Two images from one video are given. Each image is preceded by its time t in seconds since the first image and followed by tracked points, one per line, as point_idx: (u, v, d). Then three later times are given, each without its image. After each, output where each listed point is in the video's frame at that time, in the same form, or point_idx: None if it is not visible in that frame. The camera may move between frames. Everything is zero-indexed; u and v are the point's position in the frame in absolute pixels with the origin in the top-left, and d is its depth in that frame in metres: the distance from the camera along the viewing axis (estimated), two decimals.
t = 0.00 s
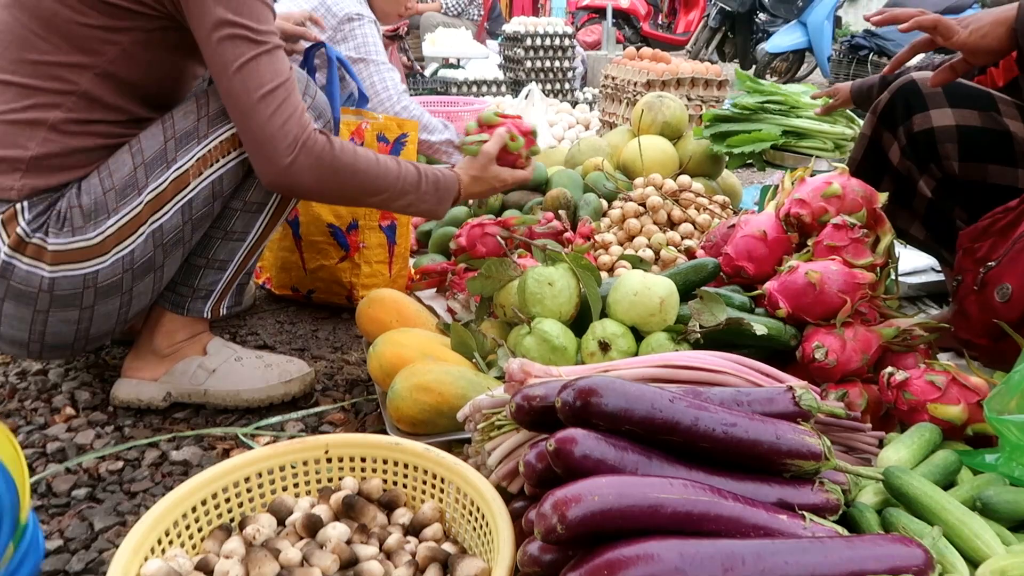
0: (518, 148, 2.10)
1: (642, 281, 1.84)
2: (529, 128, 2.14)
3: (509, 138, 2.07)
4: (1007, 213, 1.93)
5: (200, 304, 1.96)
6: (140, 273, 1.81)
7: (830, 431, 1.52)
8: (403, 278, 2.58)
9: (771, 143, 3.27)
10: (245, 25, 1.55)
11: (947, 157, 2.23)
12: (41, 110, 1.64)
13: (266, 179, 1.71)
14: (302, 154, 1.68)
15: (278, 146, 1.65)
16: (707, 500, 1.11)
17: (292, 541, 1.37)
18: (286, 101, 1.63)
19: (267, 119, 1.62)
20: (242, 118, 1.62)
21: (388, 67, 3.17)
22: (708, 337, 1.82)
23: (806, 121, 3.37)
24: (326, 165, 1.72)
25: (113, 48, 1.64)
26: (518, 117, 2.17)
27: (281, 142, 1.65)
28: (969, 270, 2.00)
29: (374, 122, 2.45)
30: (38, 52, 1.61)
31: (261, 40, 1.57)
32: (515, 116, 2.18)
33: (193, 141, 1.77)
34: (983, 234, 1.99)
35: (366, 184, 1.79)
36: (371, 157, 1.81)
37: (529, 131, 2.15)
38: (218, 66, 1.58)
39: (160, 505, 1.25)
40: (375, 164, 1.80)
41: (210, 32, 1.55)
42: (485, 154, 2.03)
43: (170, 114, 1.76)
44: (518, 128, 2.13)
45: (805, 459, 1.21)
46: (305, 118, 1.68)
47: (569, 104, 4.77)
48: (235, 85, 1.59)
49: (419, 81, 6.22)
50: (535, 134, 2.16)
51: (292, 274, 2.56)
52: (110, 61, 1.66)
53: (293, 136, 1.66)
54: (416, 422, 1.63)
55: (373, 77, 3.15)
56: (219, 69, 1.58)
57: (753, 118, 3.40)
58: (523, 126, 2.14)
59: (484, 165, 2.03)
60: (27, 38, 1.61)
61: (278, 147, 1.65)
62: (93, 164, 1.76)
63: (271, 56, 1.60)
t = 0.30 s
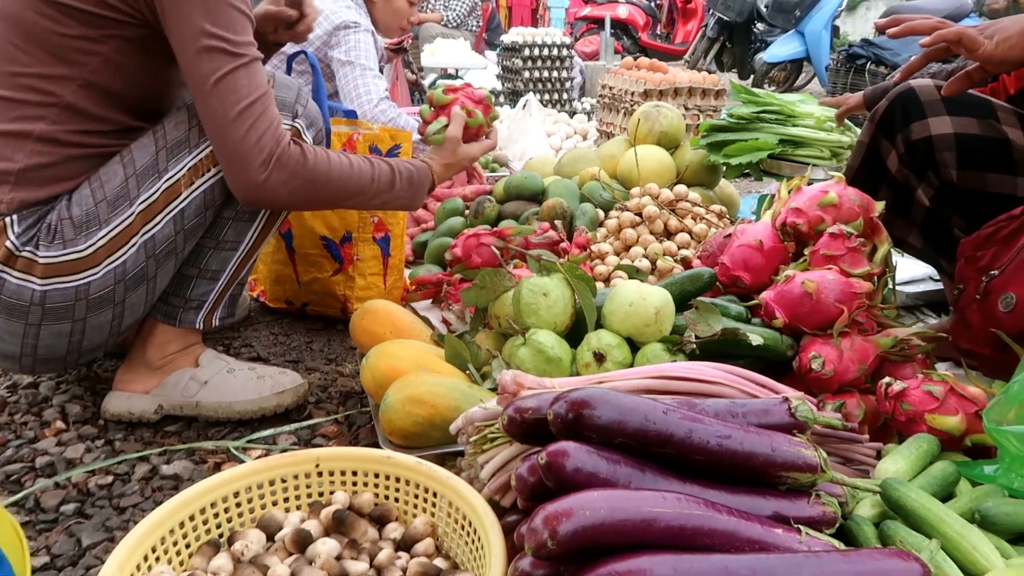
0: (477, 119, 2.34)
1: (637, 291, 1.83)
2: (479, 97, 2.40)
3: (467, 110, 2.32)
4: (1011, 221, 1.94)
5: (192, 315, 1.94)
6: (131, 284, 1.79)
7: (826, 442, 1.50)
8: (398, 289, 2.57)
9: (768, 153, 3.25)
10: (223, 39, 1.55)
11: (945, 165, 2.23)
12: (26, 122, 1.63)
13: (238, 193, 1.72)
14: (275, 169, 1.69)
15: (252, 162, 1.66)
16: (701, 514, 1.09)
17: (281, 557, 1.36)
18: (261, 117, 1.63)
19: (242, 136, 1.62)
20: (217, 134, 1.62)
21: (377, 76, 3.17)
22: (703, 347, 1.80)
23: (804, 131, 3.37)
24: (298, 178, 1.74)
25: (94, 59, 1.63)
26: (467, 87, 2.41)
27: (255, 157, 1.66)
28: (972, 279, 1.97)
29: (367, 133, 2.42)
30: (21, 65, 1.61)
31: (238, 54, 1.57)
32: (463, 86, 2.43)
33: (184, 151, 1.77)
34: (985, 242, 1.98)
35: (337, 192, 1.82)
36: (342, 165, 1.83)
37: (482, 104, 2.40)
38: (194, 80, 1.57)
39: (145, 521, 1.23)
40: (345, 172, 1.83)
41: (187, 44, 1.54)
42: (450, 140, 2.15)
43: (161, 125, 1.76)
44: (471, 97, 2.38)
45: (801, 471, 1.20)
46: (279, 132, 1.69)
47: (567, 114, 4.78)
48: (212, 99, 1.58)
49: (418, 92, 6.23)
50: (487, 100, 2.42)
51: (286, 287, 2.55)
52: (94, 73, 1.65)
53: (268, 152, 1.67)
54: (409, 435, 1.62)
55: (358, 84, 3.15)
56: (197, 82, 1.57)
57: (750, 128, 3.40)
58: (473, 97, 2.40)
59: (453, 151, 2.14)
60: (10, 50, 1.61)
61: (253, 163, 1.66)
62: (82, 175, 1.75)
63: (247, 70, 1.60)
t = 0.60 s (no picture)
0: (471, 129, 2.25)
1: (625, 303, 1.82)
2: (473, 103, 2.29)
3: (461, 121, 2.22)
4: (997, 232, 1.91)
5: (177, 328, 1.93)
6: (115, 299, 1.78)
7: (813, 455, 1.50)
8: (387, 301, 2.56)
9: (757, 164, 3.29)
10: (203, 52, 1.55)
11: (935, 179, 2.24)
12: (7, 134, 1.63)
13: (219, 206, 1.72)
14: (254, 182, 1.69)
15: (229, 176, 1.66)
16: (685, 528, 1.09)
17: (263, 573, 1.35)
18: (239, 130, 1.63)
19: (220, 150, 1.63)
20: (195, 148, 1.62)
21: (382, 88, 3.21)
22: (690, 359, 1.80)
23: (792, 143, 3.40)
24: (279, 190, 1.73)
25: (75, 72, 1.63)
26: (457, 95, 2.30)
27: (233, 171, 1.66)
28: (958, 289, 1.99)
29: (355, 145, 2.42)
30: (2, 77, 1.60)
31: (218, 66, 1.57)
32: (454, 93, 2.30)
33: (168, 164, 1.76)
34: (973, 252, 1.96)
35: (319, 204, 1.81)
36: (325, 175, 1.82)
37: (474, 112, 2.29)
38: (173, 94, 1.58)
39: (123, 538, 1.21)
40: (328, 182, 1.82)
41: (167, 58, 1.55)
42: (440, 146, 2.16)
43: (146, 137, 1.76)
44: (464, 106, 2.28)
45: (786, 485, 1.19)
46: (259, 144, 1.68)
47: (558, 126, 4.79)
48: (191, 113, 1.59)
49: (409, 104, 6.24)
50: (480, 106, 2.31)
51: (274, 299, 2.54)
52: (76, 85, 1.65)
53: (246, 165, 1.66)
54: (395, 449, 1.61)
55: (375, 99, 3.21)
56: (177, 95, 1.58)
57: (739, 139, 3.41)
58: (467, 103, 2.29)
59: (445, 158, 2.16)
60: None
61: (231, 176, 1.66)
62: (67, 185, 1.74)
63: (227, 83, 1.60)
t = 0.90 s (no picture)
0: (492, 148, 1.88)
1: (609, 310, 1.84)
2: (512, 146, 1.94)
3: (482, 138, 1.87)
4: (988, 209, 1.95)
5: (164, 342, 1.93)
6: (101, 314, 1.79)
7: (798, 457, 1.50)
8: (374, 312, 2.56)
9: (741, 171, 3.33)
10: (179, 62, 1.56)
11: (917, 180, 2.28)
12: None
13: (203, 214, 1.72)
14: (231, 190, 1.66)
15: (206, 184, 1.65)
16: (668, 531, 1.10)
17: None
18: (215, 138, 1.61)
19: (197, 160, 1.62)
20: (174, 158, 1.63)
21: (380, 102, 3.22)
22: (675, 364, 1.81)
23: (775, 149, 3.44)
24: (259, 196, 1.69)
25: (56, 86, 1.64)
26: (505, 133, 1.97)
27: (210, 179, 1.64)
28: (951, 268, 2.01)
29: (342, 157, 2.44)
30: None
31: (196, 75, 1.57)
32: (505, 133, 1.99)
33: (154, 178, 1.76)
34: (966, 232, 2.01)
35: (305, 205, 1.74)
36: (311, 176, 1.74)
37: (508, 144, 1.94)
38: (153, 105, 1.59)
39: (109, 552, 1.22)
40: (312, 182, 1.74)
41: (148, 70, 1.56)
42: (446, 143, 1.87)
43: (131, 152, 1.75)
44: (503, 143, 1.93)
45: (769, 487, 1.20)
46: (235, 149, 1.64)
47: (545, 135, 4.82)
48: (170, 124, 1.59)
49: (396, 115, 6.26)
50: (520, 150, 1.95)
51: (262, 312, 2.55)
52: (58, 100, 1.66)
53: (221, 173, 1.64)
54: (381, 459, 1.61)
55: (369, 115, 3.21)
56: (156, 106, 1.59)
57: (724, 146, 3.45)
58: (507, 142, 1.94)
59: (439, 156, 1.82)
60: None
61: (208, 185, 1.64)
62: (51, 203, 1.75)
63: (204, 91, 1.59)
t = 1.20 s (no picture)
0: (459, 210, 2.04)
1: (591, 326, 1.85)
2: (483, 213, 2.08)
3: (454, 194, 2.02)
4: (983, 233, 1.94)
5: (144, 355, 1.92)
6: (80, 327, 1.78)
7: (775, 473, 1.52)
8: (357, 326, 2.56)
9: (724, 188, 3.36)
10: (155, 77, 1.57)
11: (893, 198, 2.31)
12: None
13: (171, 229, 1.73)
14: (202, 206, 1.68)
15: (177, 200, 1.66)
16: (644, 548, 1.10)
17: None
18: (188, 154, 1.63)
19: (168, 174, 1.63)
20: (144, 172, 1.64)
21: (364, 116, 3.23)
22: (655, 381, 1.83)
23: (757, 166, 3.49)
24: (229, 213, 1.72)
25: (36, 97, 1.64)
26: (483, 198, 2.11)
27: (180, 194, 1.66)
28: (944, 291, 1.99)
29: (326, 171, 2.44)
30: None
31: (170, 90, 1.59)
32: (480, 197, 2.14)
33: (136, 192, 1.76)
34: (956, 256, 1.99)
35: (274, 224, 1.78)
36: (281, 195, 1.78)
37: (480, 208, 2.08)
38: (125, 118, 1.60)
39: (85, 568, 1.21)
40: (281, 204, 1.78)
41: (124, 83, 1.58)
42: (417, 186, 2.00)
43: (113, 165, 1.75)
44: (475, 205, 2.08)
45: (744, 504, 1.21)
46: (207, 166, 1.67)
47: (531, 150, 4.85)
48: (142, 137, 1.60)
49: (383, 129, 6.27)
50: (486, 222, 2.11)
51: (244, 325, 2.55)
52: (40, 111, 1.66)
53: (193, 189, 1.66)
54: (361, 474, 1.61)
55: (353, 128, 3.22)
56: (129, 119, 1.60)
57: (706, 163, 3.48)
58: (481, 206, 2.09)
59: (404, 197, 1.97)
60: None
61: (177, 200, 1.66)
62: (33, 213, 1.75)
63: (179, 106, 1.61)
